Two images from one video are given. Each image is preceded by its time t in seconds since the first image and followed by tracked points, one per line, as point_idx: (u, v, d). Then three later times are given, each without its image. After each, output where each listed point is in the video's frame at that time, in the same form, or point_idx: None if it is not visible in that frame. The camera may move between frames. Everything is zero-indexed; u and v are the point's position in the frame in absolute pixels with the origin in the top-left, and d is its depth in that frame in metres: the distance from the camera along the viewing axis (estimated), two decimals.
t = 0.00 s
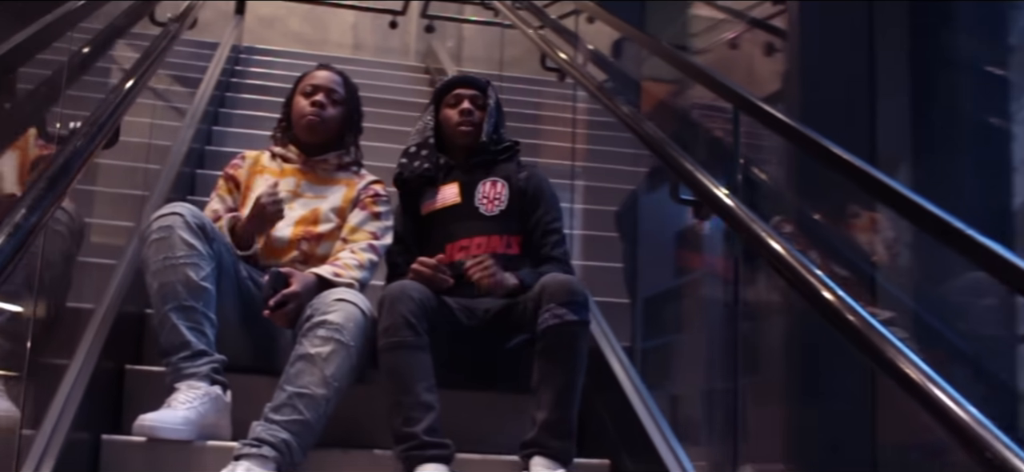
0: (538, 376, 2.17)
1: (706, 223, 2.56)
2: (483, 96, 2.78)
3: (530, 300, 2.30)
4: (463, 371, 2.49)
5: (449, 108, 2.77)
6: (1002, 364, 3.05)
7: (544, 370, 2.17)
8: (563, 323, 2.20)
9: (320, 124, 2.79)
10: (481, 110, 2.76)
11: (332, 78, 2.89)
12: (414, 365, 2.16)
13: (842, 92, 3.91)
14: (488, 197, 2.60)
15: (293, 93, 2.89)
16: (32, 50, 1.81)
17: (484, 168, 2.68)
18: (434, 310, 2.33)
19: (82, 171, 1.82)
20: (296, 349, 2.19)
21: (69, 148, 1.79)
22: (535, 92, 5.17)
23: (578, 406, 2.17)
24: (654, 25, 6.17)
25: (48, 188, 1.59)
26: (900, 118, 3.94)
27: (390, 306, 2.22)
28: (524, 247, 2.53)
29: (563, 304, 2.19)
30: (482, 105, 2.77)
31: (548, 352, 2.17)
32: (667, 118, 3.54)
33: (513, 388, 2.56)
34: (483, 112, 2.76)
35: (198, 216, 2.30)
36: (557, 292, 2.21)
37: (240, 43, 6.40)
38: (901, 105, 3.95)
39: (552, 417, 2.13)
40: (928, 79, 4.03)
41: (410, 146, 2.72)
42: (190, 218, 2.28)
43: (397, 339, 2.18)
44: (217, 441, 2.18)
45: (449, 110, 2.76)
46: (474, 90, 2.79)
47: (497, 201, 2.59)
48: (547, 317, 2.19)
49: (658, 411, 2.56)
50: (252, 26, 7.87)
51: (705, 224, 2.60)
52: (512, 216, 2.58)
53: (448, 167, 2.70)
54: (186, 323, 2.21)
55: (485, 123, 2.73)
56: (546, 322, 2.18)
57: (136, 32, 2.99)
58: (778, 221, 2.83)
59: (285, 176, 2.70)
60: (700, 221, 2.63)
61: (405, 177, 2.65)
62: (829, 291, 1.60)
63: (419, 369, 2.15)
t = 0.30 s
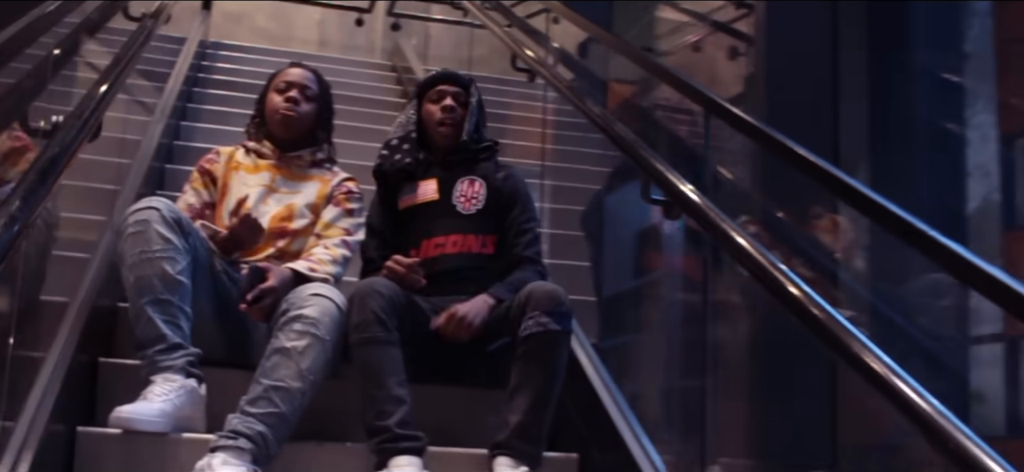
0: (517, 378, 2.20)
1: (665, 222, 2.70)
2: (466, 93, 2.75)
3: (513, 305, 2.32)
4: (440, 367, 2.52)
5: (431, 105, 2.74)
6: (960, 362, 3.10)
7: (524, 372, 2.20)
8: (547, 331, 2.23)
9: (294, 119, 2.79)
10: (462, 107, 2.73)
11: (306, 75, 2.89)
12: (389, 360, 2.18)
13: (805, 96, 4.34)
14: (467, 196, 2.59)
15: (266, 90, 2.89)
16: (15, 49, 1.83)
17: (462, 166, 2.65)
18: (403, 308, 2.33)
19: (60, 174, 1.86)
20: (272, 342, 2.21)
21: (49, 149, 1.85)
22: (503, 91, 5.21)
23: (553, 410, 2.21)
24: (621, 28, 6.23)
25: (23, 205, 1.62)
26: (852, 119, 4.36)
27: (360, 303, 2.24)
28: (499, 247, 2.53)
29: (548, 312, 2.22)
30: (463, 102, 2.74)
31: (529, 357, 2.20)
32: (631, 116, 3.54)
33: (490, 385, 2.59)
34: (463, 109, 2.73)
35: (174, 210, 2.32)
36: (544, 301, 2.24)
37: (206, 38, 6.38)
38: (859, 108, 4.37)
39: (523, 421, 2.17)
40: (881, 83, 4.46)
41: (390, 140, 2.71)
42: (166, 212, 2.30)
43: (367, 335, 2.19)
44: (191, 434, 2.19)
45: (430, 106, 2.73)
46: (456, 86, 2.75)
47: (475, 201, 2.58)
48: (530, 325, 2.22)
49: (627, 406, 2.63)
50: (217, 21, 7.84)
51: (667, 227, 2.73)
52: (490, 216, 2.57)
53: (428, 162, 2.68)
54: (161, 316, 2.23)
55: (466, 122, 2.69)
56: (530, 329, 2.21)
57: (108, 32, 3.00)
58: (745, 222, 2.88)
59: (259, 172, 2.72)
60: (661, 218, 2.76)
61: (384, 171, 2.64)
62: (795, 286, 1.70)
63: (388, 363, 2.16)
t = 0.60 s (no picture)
0: (501, 370, 2.26)
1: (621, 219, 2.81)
2: (446, 91, 2.73)
3: (498, 300, 2.37)
4: (408, 362, 2.56)
5: (410, 100, 2.71)
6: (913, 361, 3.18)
7: (509, 364, 2.26)
8: (533, 329, 2.29)
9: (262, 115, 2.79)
10: (442, 105, 2.72)
11: (273, 70, 2.89)
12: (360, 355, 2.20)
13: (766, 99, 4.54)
14: (440, 194, 2.59)
15: (233, 85, 2.88)
16: None
17: (438, 165, 2.66)
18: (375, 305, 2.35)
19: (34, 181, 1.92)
20: (243, 335, 2.23)
21: (32, 142, 1.96)
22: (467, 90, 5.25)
23: (529, 407, 2.28)
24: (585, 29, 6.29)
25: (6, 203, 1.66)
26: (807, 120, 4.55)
27: (327, 298, 2.25)
28: (469, 246, 2.55)
29: (536, 311, 2.29)
30: (443, 100, 2.72)
31: (514, 353, 2.27)
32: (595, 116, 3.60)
33: (460, 381, 2.61)
34: (443, 108, 2.72)
35: (145, 203, 2.34)
36: (534, 301, 2.31)
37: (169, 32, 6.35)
38: (816, 110, 4.56)
39: (504, 414, 2.23)
40: (833, 84, 4.64)
41: (368, 134, 2.67)
42: (138, 206, 2.31)
43: (335, 329, 2.21)
44: (162, 426, 2.21)
45: (410, 101, 2.70)
46: (437, 83, 2.73)
47: (449, 200, 2.59)
48: (519, 322, 2.28)
49: (590, 398, 2.71)
50: (179, 15, 7.79)
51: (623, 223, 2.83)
52: (463, 216, 2.58)
53: (404, 159, 2.67)
54: (133, 308, 2.25)
55: (444, 122, 2.69)
56: (518, 327, 2.28)
57: (73, 28, 3.00)
58: (709, 222, 2.94)
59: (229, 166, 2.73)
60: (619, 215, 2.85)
61: (361, 166, 2.62)
62: (756, 279, 1.79)
63: (357, 357, 2.19)
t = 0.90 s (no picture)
0: (474, 366, 2.33)
1: (572, 221, 3.01)
2: (425, 91, 2.74)
3: (476, 300, 2.45)
4: (376, 355, 2.59)
5: (389, 98, 2.72)
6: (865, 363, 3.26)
7: (481, 361, 2.33)
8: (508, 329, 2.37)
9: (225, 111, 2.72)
10: (419, 106, 2.73)
11: (235, 65, 2.79)
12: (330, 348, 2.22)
13: (723, 99, 5.04)
14: (409, 193, 2.61)
15: (194, 80, 2.80)
16: None
17: (411, 167, 2.66)
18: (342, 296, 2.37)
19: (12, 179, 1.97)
20: (209, 329, 2.24)
21: (11, 134, 2.05)
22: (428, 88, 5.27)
23: (496, 406, 2.33)
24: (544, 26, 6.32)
25: None
26: (760, 118, 5.04)
27: (301, 292, 2.27)
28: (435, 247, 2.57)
29: (513, 313, 2.37)
30: (421, 101, 2.74)
31: (488, 351, 2.34)
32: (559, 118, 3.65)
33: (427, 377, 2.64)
34: (420, 108, 2.73)
35: (111, 197, 2.34)
36: (512, 303, 2.39)
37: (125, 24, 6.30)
38: (768, 110, 5.05)
39: (471, 411, 2.28)
40: (783, 86, 5.08)
41: (343, 129, 2.68)
42: (104, 199, 2.32)
43: (306, 323, 2.22)
44: (127, 419, 2.21)
45: (389, 99, 2.71)
46: (416, 83, 2.74)
47: (417, 200, 2.60)
48: (495, 322, 2.36)
49: (554, 401, 2.73)
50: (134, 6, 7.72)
51: (574, 224, 3.02)
52: (431, 215, 2.60)
53: (378, 156, 2.68)
54: (98, 301, 2.25)
55: (420, 124, 2.69)
56: (494, 326, 2.35)
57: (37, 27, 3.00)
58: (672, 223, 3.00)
59: (192, 160, 2.70)
60: (578, 215, 2.94)
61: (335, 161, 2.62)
62: (713, 272, 1.93)
63: (327, 351, 2.21)
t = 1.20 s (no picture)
0: (431, 360, 2.38)
1: (511, 220, 3.16)
2: (393, 89, 2.81)
3: (433, 297, 2.51)
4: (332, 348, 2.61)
5: (358, 93, 2.77)
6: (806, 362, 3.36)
7: (439, 356, 2.39)
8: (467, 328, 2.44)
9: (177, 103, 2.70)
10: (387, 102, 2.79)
11: (188, 57, 2.76)
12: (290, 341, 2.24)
13: (671, 96, 5.21)
14: (368, 189, 2.62)
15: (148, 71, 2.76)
16: None
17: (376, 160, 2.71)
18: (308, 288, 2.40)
19: None
20: (166, 320, 2.25)
21: None
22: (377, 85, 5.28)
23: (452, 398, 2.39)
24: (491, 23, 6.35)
25: None
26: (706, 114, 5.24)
27: (269, 284, 2.30)
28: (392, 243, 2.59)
29: (473, 312, 2.44)
30: (389, 98, 2.80)
31: (446, 346, 2.40)
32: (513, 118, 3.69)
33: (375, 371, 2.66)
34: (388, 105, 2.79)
35: (67, 187, 2.33)
36: (472, 302, 2.46)
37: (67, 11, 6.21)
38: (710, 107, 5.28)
39: (426, 405, 2.32)
40: (727, 84, 5.32)
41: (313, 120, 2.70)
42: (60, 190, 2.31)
43: (272, 313, 2.25)
44: (80, 410, 2.21)
45: (358, 94, 2.76)
46: (386, 80, 2.79)
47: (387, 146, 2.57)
48: (455, 319, 2.43)
49: (508, 396, 2.79)
50: None
51: (514, 223, 3.16)
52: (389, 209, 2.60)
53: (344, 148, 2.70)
54: (53, 292, 2.24)
55: (387, 121, 2.76)
56: (454, 323, 2.42)
57: None
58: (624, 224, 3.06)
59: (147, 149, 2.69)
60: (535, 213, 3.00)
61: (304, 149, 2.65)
62: (661, 265, 2.13)
63: (287, 344, 2.23)
